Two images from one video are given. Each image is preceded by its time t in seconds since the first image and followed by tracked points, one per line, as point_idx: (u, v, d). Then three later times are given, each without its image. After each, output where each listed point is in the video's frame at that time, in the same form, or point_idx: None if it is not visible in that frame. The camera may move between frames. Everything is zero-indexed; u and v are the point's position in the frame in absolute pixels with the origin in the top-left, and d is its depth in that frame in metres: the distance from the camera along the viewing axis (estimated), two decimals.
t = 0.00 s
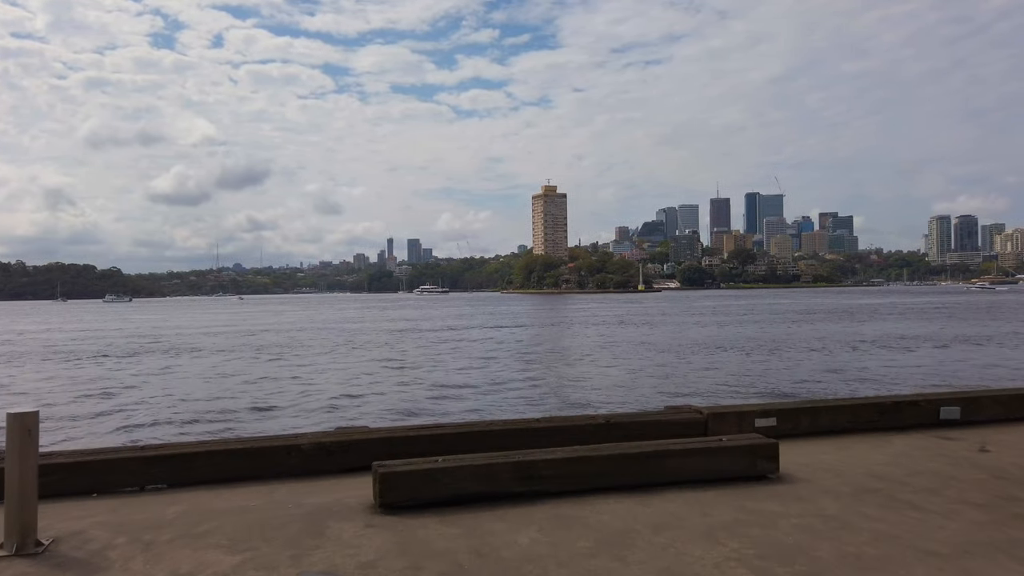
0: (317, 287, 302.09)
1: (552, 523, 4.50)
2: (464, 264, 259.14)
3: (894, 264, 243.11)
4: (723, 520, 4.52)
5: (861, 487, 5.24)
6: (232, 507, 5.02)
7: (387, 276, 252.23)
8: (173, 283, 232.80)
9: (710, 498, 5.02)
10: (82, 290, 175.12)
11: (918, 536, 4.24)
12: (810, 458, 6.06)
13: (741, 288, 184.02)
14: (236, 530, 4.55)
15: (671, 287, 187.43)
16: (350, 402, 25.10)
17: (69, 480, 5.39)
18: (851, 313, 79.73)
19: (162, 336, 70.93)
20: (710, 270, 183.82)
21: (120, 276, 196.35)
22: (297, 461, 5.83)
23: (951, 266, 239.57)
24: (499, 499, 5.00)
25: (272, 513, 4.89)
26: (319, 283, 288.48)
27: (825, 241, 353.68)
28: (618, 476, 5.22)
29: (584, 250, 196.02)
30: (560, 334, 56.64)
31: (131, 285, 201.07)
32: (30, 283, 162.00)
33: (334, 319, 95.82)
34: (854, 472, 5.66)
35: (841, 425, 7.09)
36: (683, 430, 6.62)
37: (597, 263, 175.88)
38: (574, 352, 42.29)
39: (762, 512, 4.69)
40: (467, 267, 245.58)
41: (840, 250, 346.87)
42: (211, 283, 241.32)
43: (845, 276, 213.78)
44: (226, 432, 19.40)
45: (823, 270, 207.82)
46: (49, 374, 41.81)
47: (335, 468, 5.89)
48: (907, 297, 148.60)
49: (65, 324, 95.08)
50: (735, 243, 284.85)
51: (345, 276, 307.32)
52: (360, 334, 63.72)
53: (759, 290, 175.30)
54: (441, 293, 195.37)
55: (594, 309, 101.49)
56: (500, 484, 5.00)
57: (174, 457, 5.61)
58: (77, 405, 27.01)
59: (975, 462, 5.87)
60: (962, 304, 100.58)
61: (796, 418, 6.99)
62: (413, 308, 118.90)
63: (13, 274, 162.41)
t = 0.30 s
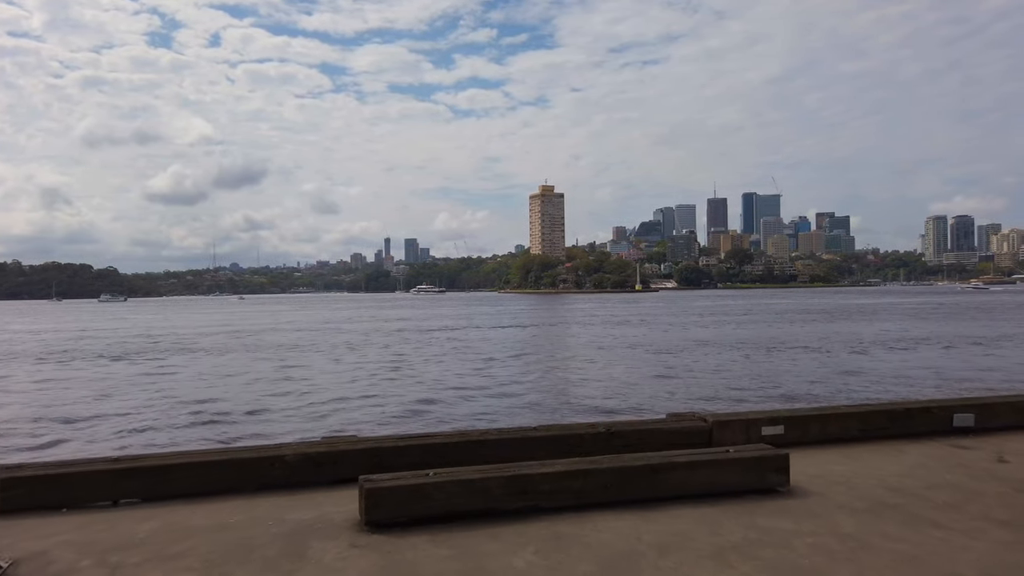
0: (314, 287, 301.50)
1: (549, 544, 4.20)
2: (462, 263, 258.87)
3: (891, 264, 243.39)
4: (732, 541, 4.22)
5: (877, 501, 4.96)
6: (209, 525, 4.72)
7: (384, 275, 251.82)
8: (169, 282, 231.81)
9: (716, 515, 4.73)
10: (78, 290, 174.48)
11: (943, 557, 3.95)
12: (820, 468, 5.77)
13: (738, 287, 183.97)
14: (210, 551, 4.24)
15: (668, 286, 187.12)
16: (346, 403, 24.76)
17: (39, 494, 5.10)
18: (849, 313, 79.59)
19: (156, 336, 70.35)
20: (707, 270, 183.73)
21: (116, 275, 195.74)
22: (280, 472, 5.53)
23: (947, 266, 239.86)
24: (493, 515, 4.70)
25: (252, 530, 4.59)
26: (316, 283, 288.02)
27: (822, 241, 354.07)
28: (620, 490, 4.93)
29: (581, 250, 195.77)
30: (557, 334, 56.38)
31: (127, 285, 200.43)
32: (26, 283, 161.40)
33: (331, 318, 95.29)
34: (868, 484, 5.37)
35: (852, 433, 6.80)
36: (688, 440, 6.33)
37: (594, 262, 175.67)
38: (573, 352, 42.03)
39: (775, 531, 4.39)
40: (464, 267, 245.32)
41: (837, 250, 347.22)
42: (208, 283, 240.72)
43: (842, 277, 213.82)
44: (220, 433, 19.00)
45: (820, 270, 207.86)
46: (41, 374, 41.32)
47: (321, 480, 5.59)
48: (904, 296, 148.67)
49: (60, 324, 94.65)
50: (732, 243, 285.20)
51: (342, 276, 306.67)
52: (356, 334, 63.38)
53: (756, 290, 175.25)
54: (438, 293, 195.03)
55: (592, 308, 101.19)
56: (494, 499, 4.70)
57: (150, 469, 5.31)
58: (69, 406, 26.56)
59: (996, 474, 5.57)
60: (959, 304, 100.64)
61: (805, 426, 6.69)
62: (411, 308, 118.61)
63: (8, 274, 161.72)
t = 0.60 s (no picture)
0: (310, 287, 300.65)
1: (545, 563, 3.90)
2: (458, 263, 258.53)
3: (886, 264, 243.54)
4: (744, 559, 3.91)
5: (894, 512, 4.67)
6: (180, 541, 4.42)
7: (380, 276, 251.25)
8: (165, 283, 230.94)
9: (724, 529, 4.42)
10: (73, 291, 173.71)
11: None
12: (831, 477, 5.47)
13: (735, 287, 183.78)
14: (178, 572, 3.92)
15: (664, 286, 186.90)
16: (342, 403, 24.47)
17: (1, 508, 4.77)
18: (846, 313, 79.36)
19: (149, 337, 69.84)
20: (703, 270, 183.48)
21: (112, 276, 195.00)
22: (261, 483, 5.21)
23: (943, 266, 240.06)
24: (485, 531, 4.40)
25: (226, 546, 4.27)
26: (313, 283, 287.36)
27: (818, 240, 354.44)
28: (621, 502, 4.63)
29: (578, 250, 195.38)
30: (554, 334, 56.11)
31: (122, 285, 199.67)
32: (20, 283, 160.61)
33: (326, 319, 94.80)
34: (883, 495, 5.08)
35: (862, 438, 6.50)
36: (691, 447, 6.04)
37: (591, 262, 175.35)
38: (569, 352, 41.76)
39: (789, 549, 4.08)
40: (461, 267, 244.94)
41: (833, 249, 347.45)
42: (204, 283, 239.94)
43: (838, 277, 213.82)
44: (211, 436, 18.59)
45: (816, 270, 207.80)
46: (32, 375, 40.85)
47: (304, 491, 5.28)
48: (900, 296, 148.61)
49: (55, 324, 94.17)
50: (728, 242, 285.08)
51: (338, 276, 305.95)
52: (353, 334, 63.06)
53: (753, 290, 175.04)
54: (434, 293, 194.63)
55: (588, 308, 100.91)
56: (487, 514, 4.40)
57: (120, 480, 4.98)
58: (59, 408, 26.19)
59: (1018, 483, 5.28)
60: (956, 303, 100.47)
61: (812, 431, 6.40)
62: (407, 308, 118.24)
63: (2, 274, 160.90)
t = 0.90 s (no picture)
0: (309, 287, 300.66)
1: None
2: (458, 263, 258.45)
3: (886, 264, 243.55)
4: None
5: (923, 532, 4.37)
6: (157, 563, 4.11)
7: (380, 276, 251.22)
8: (165, 283, 231.02)
9: (743, 551, 4.11)
10: (73, 291, 173.53)
11: None
12: (851, 491, 5.17)
13: (734, 287, 183.70)
14: None
15: (664, 286, 186.78)
16: (341, 404, 24.24)
17: None
18: (847, 313, 79.18)
19: (148, 337, 69.65)
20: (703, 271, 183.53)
21: (111, 275, 194.75)
22: (248, 497, 4.92)
23: (943, 266, 239.99)
24: (485, 552, 4.10)
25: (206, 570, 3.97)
26: (313, 283, 287.45)
27: (818, 240, 354.55)
28: (631, 519, 4.32)
29: (577, 250, 195.23)
30: (553, 335, 55.98)
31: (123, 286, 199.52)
32: (20, 283, 160.53)
33: (325, 319, 94.56)
34: (909, 512, 4.77)
35: (879, 448, 6.20)
36: (702, 458, 5.73)
37: (590, 262, 175.14)
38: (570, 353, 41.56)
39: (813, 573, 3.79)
40: (461, 267, 244.77)
41: (833, 250, 347.33)
42: (203, 284, 239.92)
43: (837, 277, 213.58)
44: (208, 439, 18.25)
45: (816, 270, 207.64)
46: (28, 376, 40.62)
47: (292, 506, 4.99)
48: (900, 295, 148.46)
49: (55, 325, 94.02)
50: (728, 242, 285.11)
51: (337, 276, 305.90)
52: (352, 335, 62.88)
53: (753, 290, 174.93)
54: (434, 294, 194.53)
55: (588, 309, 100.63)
56: (486, 534, 4.10)
57: (95, 495, 4.67)
58: (56, 410, 25.93)
59: None
60: (956, 303, 100.33)
61: (827, 442, 6.10)
62: (407, 309, 118.10)
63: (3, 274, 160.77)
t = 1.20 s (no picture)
0: (309, 287, 300.22)
1: None
2: (458, 263, 258.31)
3: (886, 264, 243.34)
4: None
5: (958, 547, 4.10)
6: None
7: (380, 276, 250.98)
8: (166, 282, 230.60)
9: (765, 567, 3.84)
10: (73, 291, 173.27)
11: None
12: (876, 500, 4.90)
13: (734, 288, 183.49)
14: None
15: (665, 286, 186.53)
16: (340, 404, 24.01)
17: None
18: (847, 314, 78.96)
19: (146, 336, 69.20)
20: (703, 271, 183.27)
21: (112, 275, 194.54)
22: (235, 506, 4.65)
23: (943, 267, 239.74)
24: (489, 568, 3.83)
25: None
26: (313, 283, 287.31)
27: (818, 241, 354.22)
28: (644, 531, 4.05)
29: (577, 250, 194.88)
30: (554, 334, 55.78)
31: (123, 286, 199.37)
32: (21, 282, 160.36)
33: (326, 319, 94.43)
34: (941, 523, 4.50)
35: (902, 453, 5.93)
36: (717, 465, 5.48)
37: (591, 262, 174.78)
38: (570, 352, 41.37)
39: None
40: (461, 267, 244.55)
41: (833, 250, 347.16)
42: (204, 284, 239.68)
43: (837, 277, 213.23)
44: (206, 437, 17.94)
45: (816, 270, 207.37)
46: (25, 376, 40.26)
47: (283, 516, 4.72)
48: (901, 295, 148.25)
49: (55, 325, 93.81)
50: (728, 243, 284.91)
51: (338, 276, 305.71)
52: (352, 335, 62.67)
53: (753, 290, 174.64)
54: (434, 294, 194.29)
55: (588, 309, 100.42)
56: (488, 549, 3.83)
57: (72, 504, 4.42)
58: (52, 409, 25.69)
59: None
60: (956, 304, 100.10)
61: (849, 447, 5.83)
62: (407, 309, 117.90)
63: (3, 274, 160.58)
